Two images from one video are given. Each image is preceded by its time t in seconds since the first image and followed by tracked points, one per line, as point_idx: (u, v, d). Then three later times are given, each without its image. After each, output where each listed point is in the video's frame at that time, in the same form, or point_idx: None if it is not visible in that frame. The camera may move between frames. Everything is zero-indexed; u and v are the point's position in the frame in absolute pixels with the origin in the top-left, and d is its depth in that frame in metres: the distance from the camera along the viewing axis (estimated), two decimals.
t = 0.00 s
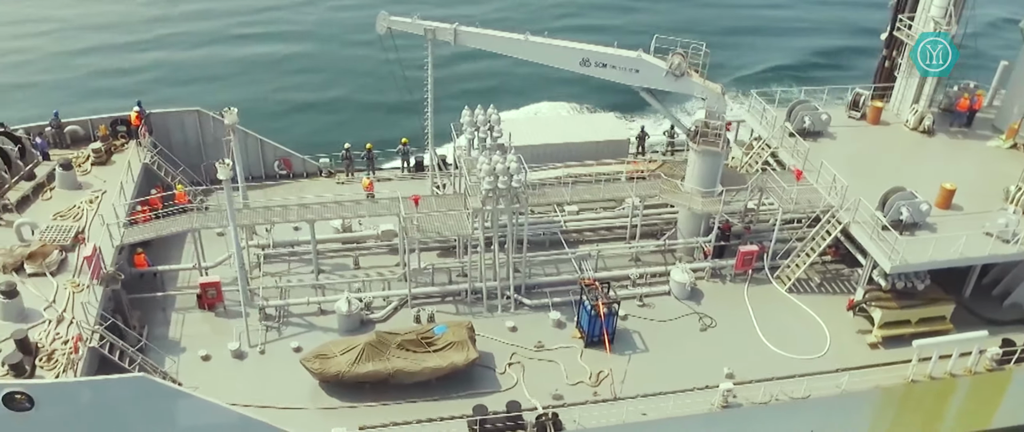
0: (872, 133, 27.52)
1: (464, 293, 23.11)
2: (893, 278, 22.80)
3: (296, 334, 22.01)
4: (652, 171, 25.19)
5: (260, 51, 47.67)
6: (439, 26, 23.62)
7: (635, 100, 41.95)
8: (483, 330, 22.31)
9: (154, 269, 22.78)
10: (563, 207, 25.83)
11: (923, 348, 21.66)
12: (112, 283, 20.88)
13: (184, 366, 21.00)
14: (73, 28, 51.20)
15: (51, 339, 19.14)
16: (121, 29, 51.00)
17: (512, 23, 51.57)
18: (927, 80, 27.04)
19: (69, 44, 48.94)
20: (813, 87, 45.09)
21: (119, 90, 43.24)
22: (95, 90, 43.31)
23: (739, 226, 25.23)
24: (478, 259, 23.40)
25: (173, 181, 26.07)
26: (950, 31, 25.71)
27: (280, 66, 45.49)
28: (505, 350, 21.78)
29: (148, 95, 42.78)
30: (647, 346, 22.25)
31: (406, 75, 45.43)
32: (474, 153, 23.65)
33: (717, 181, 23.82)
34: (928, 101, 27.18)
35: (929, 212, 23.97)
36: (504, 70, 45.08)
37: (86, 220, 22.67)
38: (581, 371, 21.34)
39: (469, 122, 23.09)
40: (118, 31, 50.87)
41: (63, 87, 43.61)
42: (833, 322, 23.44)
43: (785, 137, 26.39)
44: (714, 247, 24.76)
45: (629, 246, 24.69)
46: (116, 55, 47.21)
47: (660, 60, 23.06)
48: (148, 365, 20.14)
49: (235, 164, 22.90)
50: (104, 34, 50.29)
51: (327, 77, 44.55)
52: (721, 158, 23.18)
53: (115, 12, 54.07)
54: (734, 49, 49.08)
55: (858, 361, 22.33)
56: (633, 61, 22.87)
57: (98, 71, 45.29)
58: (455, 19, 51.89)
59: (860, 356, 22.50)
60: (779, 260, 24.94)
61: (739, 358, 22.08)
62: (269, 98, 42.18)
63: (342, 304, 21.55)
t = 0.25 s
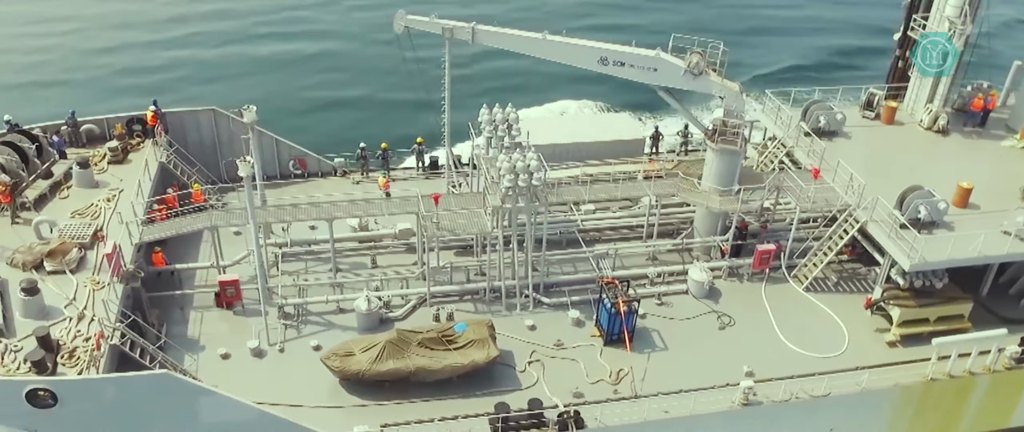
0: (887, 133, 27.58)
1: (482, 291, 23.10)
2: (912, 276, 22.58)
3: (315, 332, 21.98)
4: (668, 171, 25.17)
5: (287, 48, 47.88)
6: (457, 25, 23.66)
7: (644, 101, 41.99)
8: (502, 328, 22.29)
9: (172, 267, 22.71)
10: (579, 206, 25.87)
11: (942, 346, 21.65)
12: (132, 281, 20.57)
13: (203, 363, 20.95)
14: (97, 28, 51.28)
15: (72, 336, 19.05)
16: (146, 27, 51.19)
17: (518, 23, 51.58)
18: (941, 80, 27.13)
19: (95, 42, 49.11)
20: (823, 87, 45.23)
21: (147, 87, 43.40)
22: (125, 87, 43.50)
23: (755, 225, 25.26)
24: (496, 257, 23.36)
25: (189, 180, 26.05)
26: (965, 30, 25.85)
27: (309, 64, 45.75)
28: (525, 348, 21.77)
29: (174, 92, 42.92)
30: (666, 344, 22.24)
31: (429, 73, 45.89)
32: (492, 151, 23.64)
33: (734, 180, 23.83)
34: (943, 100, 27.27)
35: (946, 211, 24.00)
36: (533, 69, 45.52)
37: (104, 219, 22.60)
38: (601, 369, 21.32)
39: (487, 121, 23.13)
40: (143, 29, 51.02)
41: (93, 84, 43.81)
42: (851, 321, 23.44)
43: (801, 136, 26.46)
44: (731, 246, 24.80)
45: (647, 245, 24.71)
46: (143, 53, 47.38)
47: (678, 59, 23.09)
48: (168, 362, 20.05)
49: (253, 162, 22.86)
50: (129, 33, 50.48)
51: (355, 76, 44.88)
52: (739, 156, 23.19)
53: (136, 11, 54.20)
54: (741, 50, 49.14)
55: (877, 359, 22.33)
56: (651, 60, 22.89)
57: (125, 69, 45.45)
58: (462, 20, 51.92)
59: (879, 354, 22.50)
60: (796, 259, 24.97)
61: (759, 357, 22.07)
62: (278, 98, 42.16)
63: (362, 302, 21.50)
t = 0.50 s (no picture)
0: (904, 132, 27.65)
1: (504, 290, 23.11)
2: (932, 274, 22.78)
3: (337, 330, 21.95)
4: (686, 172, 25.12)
5: (315, 46, 48.05)
6: (478, 23, 23.74)
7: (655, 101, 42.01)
8: (525, 326, 22.28)
9: (193, 265, 22.68)
10: (599, 205, 25.92)
11: (965, 344, 21.60)
12: (155, 278, 20.97)
13: (226, 361, 20.90)
14: (123, 27, 51.39)
15: (97, 332, 18.98)
16: (173, 26, 51.31)
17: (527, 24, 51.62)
18: (957, 79, 27.28)
19: (123, 41, 49.28)
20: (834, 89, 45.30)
21: (176, 84, 43.52)
22: (155, 85, 43.64)
23: (774, 225, 25.30)
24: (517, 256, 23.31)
25: (207, 180, 26.05)
26: (982, 30, 26.18)
27: (337, 61, 45.92)
28: (548, 346, 21.75)
29: (195, 90, 42.92)
30: (689, 342, 22.23)
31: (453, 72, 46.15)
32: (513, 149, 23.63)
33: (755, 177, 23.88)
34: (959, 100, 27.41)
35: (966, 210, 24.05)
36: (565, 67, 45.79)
37: (126, 217, 22.57)
38: (624, 366, 21.30)
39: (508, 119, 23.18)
40: (170, 28, 51.14)
41: (123, 81, 43.94)
42: (871, 319, 23.45)
43: (819, 136, 26.57)
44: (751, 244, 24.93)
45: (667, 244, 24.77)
46: (163, 52, 47.41)
47: (699, 58, 23.15)
48: (193, 359, 20.00)
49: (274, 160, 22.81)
50: (156, 31, 50.60)
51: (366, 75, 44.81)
52: (760, 154, 23.22)
53: (161, 11, 54.30)
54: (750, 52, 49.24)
55: (898, 357, 22.33)
56: (672, 59, 22.93)
57: (147, 68, 45.49)
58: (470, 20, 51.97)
59: (901, 352, 22.50)
60: (816, 258, 25.03)
61: (781, 354, 22.06)
62: (289, 98, 42.10)
63: (384, 300, 21.46)
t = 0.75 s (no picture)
0: (920, 132, 27.73)
1: (525, 288, 23.11)
2: (953, 272, 22.68)
3: (359, 328, 21.94)
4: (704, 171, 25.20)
5: (345, 44, 48.21)
6: (499, 22, 23.84)
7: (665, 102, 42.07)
8: (547, 324, 22.28)
9: (215, 263, 22.67)
10: (617, 204, 25.97)
11: (987, 341, 21.60)
12: (179, 275, 21.02)
13: (249, 358, 20.86)
14: (152, 26, 51.31)
15: (122, 329, 18.94)
16: (193, 25, 51.27)
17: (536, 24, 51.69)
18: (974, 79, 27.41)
19: (153, 40, 49.27)
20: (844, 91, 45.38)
21: (186, 84, 43.48)
22: (165, 84, 43.58)
23: (792, 224, 25.39)
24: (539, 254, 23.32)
25: (226, 178, 26.06)
26: (999, 30, 26.38)
27: (366, 59, 46.09)
28: (570, 343, 21.74)
29: (205, 88, 42.84)
30: (711, 339, 22.23)
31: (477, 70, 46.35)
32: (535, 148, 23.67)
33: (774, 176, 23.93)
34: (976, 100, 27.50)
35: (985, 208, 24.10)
36: (594, 66, 46.18)
37: (147, 214, 22.56)
38: (647, 363, 21.28)
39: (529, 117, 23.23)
40: (179, 27, 51.10)
41: (145, 80, 43.90)
42: (892, 317, 23.47)
43: (837, 135, 26.70)
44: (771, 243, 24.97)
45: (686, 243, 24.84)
46: (173, 52, 47.40)
47: (719, 56, 23.22)
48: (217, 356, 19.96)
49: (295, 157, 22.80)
50: (177, 30, 50.60)
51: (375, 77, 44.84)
52: (780, 152, 23.29)
53: (178, 10, 54.32)
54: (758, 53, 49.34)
55: (920, 354, 22.33)
56: (693, 57, 22.99)
57: (157, 67, 45.44)
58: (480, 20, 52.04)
59: (922, 349, 22.51)
60: (835, 256, 25.07)
61: (803, 352, 22.06)
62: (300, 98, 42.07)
63: (407, 298, 21.42)
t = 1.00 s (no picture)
0: (934, 132, 27.80)
1: (544, 286, 23.09)
2: (971, 270, 22.69)
3: (378, 326, 21.92)
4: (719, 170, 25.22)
5: (359, 45, 48.24)
6: (516, 21, 23.89)
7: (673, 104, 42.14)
8: (565, 322, 22.28)
9: (233, 261, 22.65)
10: (634, 204, 26.01)
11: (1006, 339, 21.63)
12: (198, 272, 21.03)
13: (268, 356, 20.82)
14: (171, 26, 51.32)
15: (144, 326, 18.89)
16: (201, 27, 51.27)
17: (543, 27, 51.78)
18: (988, 78, 27.45)
19: (168, 40, 49.24)
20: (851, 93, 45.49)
21: (195, 85, 43.46)
22: (174, 84, 43.54)
23: (808, 223, 25.42)
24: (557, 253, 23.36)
25: (242, 177, 26.06)
26: (1013, 29, 26.29)
27: (382, 59, 46.22)
28: (590, 341, 21.74)
29: (214, 89, 42.81)
30: (730, 337, 22.24)
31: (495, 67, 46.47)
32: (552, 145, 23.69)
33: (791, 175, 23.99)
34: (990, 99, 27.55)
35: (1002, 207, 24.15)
36: (609, 66, 46.31)
37: (166, 212, 22.55)
38: (667, 361, 21.27)
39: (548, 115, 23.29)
40: (186, 29, 51.11)
41: (154, 80, 43.87)
42: (909, 315, 23.50)
43: (852, 135, 26.81)
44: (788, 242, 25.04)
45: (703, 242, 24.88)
46: (181, 53, 47.38)
47: (737, 55, 23.29)
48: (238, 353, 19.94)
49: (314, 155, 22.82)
50: (184, 31, 50.59)
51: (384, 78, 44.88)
52: (797, 151, 23.37)
53: (185, 11, 54.33)
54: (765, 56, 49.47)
55: (938, 352, 22.35)
56: (711, 56, 23.05)
57: (165, 68, 45.40)
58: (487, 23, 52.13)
59: (940, 348, 22.53)
60: (852, 255, 25.11)
61: (821, 350, 22.07)
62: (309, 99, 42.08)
63: (427, 295, 21.45)
